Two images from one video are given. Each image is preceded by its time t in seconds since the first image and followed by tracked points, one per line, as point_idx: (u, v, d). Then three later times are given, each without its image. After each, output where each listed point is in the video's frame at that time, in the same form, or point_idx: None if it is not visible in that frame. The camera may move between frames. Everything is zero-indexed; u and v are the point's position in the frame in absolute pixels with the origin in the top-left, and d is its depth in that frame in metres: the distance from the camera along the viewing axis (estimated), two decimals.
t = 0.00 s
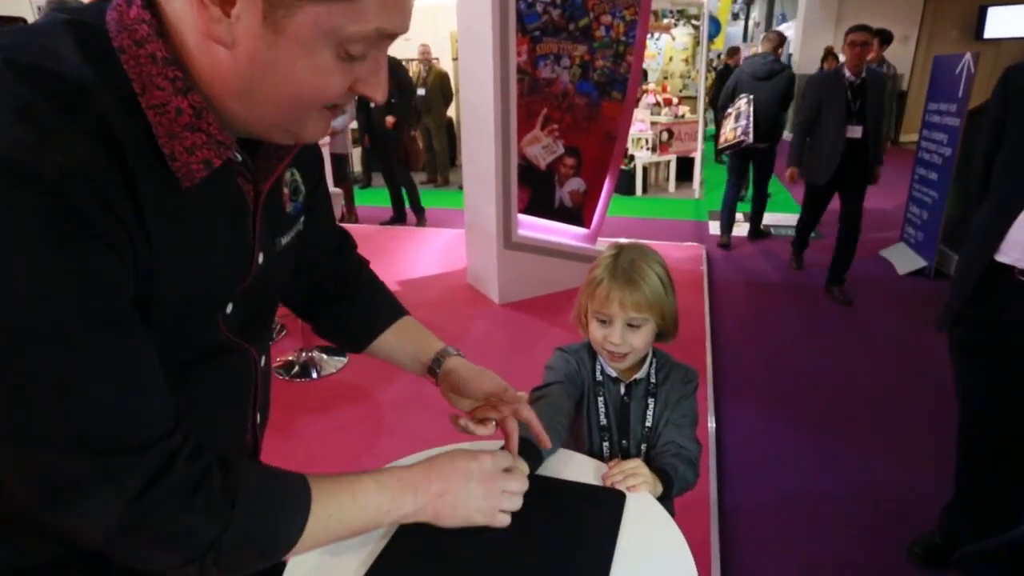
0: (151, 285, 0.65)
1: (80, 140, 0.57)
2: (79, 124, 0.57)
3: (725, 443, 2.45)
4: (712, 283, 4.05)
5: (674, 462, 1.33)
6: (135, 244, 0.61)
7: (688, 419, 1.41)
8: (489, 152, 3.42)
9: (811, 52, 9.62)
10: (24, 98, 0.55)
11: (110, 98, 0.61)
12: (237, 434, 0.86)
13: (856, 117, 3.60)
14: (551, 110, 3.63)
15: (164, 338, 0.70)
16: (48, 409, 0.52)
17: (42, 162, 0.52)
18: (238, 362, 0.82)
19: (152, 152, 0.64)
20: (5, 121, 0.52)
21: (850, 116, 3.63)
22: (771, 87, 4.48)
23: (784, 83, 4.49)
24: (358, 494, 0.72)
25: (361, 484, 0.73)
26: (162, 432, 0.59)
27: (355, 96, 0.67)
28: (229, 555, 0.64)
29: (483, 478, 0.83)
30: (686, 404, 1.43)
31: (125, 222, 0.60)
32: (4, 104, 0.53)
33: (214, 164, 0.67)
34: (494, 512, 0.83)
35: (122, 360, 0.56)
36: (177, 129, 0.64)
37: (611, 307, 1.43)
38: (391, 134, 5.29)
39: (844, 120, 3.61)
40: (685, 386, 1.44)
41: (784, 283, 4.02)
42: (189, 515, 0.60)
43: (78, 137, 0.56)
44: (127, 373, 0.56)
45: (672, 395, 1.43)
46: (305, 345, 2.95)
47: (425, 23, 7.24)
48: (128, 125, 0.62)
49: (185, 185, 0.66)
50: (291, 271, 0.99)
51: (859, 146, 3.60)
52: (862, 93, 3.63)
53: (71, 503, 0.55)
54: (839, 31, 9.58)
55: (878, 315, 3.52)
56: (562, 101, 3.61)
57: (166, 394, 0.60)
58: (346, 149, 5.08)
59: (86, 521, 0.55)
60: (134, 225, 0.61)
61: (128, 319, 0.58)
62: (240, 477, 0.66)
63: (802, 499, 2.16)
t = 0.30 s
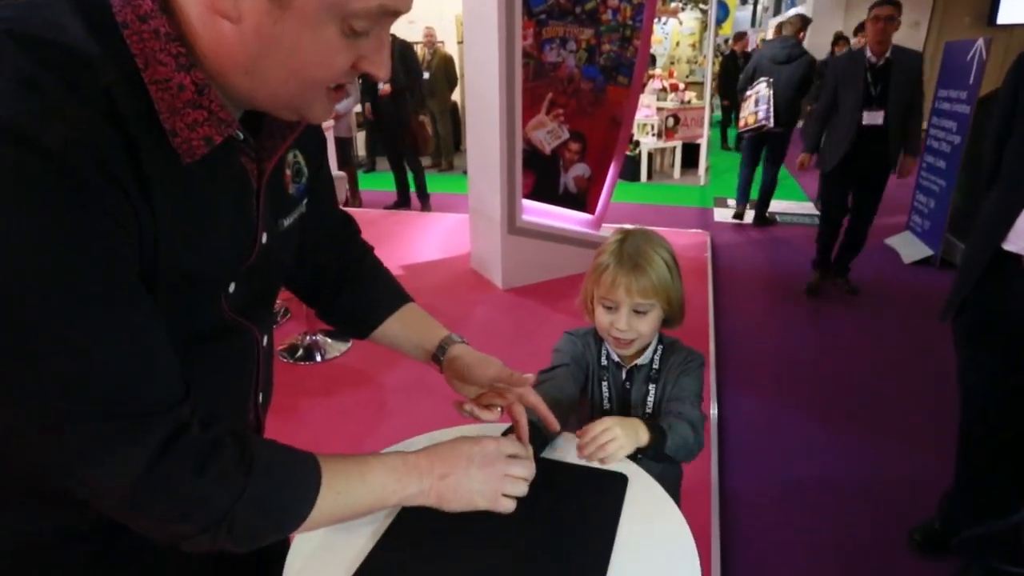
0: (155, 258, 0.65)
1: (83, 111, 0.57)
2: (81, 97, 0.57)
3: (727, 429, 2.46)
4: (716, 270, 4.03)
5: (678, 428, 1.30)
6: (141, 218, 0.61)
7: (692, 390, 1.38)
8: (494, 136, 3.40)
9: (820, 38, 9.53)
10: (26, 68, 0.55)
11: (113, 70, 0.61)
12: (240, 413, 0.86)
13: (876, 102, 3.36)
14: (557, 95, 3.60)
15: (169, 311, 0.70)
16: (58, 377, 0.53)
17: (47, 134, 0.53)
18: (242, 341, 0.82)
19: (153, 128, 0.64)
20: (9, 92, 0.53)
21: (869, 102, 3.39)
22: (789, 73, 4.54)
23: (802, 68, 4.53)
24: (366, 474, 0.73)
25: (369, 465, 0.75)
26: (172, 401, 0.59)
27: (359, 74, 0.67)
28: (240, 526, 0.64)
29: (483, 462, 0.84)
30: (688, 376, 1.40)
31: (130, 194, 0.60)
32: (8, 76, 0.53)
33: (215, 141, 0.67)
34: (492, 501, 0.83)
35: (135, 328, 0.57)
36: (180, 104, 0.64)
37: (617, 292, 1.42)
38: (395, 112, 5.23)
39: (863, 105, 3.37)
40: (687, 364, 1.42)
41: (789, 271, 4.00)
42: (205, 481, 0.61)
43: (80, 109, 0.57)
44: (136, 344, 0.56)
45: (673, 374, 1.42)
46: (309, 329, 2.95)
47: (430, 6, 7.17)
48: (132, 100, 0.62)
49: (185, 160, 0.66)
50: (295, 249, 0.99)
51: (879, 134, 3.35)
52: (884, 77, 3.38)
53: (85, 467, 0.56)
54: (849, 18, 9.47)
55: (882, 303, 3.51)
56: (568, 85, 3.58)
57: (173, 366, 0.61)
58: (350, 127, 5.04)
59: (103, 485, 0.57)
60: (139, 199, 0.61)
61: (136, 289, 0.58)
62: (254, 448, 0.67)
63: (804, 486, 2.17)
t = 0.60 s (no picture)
0: (167, 237, 0.65)
1: (100, 88, 0.56)
2: (98, 73, 0.57)
3: (728, 418, 2.47)
4: (720, 260, 4.02)
5: (659, 417, 1.28)
6: (154, 198, 0.61)
7: (684, 379, 1.36)
8: (498, 122, 3.38)
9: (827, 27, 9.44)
10: (44, 41, 0.54)
11: (128, 46, 0.60)
12: (245, 396, 0.87)
13: (891, 104, 3.04)
14: (561, 81, 3.58)
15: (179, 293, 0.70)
16: (73, 355, 0.53)
17: (67, 111, 0.52)
18: (248, 325, 0.82)
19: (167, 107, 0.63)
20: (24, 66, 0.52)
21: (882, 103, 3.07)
22: (803, 62, 4.51)
23: (817, 56, 4.50)
24: (376, 471, 0.74)
25: (378, 463, 0.75)
26: (184, 381, 0.60)
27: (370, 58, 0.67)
28: (246, 510, 0.65)
29: (493, 461, 0.85)
30: (682, 363, 1.39)
31: (145, 175, 0.60)
32: (26, 48, 0.52)
33: (229, 121, 0.67)
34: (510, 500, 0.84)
35: (149, 308, 0.57)
36: (194, 84, 0.63)
37: (620, 282, 1.41)
38: (400, 93, 5.16)
39: (875, 107, 3.04)
40: (681, 357, 1.40)
41: (793, 261, 3.99)
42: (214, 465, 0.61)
43: (97, 85, 0.56)
44: (151, 323, 0.57)
45: (667, 365, 1.40)
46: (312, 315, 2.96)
47: None
48: (147, 78, 0.61)
49: (198, 140, 0.65)
50: (301, 232, 0.99)
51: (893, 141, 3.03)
52: (900, 75, 3.05)
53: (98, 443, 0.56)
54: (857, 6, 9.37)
55: (885, 294, 3.50)
56: (573, 72, 3.56)
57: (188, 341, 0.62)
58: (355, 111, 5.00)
59: (116, 460, 0.57)
60: (154, 180, 0.61)
61: (149, 269, 0.58)
62: (266, 434, 0.67)
63: (805, 475, 2.18)
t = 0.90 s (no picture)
0: (182, 221, 0.65)
1: (116, 69, 0.56)
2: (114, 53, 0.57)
3: (728, 409, 2.48)
4: (722, 251, 4.02)
5: (664, 413, 1.28)
6: (171, 180, 0.61)
7: (690, 377, 1.35)
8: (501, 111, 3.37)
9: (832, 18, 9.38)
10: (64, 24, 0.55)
11: (143, 27, 0.60)
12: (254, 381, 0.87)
13: (911, 91, 2.95)
14: (565, 70, 3.55)
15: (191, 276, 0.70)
16: (91, 334, 0.54)
17: (84, 88, 0.53)
18: (254, 313, 0.83)
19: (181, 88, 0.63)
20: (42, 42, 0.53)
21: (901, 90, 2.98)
22: (810, 50, 4.51)
23: (825, 44, 4.48)
24: (398, 447, 0.74)
25: (402, 439, 0.75)
26: (200, 362, 0.60)
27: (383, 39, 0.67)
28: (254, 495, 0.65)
29: (517, 449, 0.86)
30: (691, 362, 1.37)
31: (162, 157, 0.60)
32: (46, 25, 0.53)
33: (242, 104, 0.66)
34: (527, 487, 0.85)
35: (164, 288, 0.57)
36: (208, 65, 0.63)
37: (632, 287, 1.38)
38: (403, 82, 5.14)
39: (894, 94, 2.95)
40: (691, 353, 1.39)
41: (795, 253, 3.99)
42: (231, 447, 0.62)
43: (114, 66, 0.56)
44: (166, 304, 0.57)
45: (677, 362, 1.40)
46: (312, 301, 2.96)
47: None
48: (163, 60, 0.61)
49: (211, 123, 0.65)
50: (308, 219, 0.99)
51: (913, 130, 2.93)
52: (920, 59, 2.98)
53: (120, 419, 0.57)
54: None
55: (887, 287, 3.50)
56: (576, 61, 3.54)
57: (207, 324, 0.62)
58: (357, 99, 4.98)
59: (136, 436, 0.58)
60: (171, 163, 0.61)
61: (164, 251, 0.59)
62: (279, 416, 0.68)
63: (805, 465, 2.19)
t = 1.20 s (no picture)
0: (185, 207, 0.65)
1: (122, 50, 0.56)
2: (119, 34, 0.57)
3: (728, 402, 2.48)
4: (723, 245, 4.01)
5: (677, 408, 1.27)
6: (175, 165, 0.61)
7: (702, 372, 1.36)
8: (504, 102, 3.36)
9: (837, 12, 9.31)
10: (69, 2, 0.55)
11: (151, 7, 0.60)
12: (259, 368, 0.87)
13: (936, 100, 2.57)
14: (567, 62, 3.53)
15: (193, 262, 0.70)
16: (95, 317, 0.54)
17: (88, 68, 0.53)
18: (260, 301, 0.82)
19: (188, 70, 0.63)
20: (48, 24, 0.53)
21: (926, 98, 2.60)
22: (823, 48, 4.53)
23: (838, 40, 4.49)
24: (396, 436, 0.75)
25: (399, 427, 0.76)
26: (205, 346, 0.61)
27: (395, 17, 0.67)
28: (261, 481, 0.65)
29: (516, 438, 0.85)
30: (703, 358, 1.38)
31: (168, 140, 0.60)
32: (49, 7, 0.53)
33: (249, 87, 0.66)
34: (525, 474, 0.85)
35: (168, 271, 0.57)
36: (214, 47, 0.63)
37: (647, 293, 1.36)
38: (405, 73, 5.12)
39: (917, 103, 2.58)
40: (703, 352, 1.40)
41: (796, 248, 3.98)
42: (239, 434, 0.62)
43: (119, 46, 0.56)
44: (170, 287, 0.57)
45: (688, 359, 1.40)
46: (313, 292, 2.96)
47: None
48: (170, 42, 0.61)
49: (217, 105, 0.65)
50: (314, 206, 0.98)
51: (936, 142, 2.56)
52: (949, 65, 2.59)
53: (126, 403, 0.57)
54: None
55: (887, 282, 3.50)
56: (579, 52, 3.52)
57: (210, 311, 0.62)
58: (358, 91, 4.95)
59: (143, 421, 0.58)
60: (175, 145, 0.61)
61: (168, 236, 0.58)
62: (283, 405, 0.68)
63: (805, 459, 2.19)
